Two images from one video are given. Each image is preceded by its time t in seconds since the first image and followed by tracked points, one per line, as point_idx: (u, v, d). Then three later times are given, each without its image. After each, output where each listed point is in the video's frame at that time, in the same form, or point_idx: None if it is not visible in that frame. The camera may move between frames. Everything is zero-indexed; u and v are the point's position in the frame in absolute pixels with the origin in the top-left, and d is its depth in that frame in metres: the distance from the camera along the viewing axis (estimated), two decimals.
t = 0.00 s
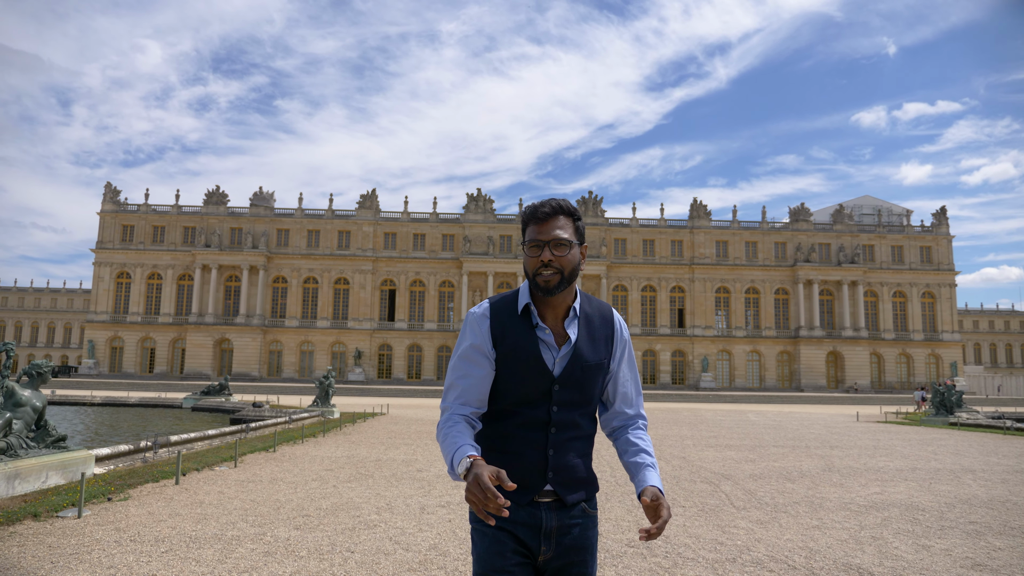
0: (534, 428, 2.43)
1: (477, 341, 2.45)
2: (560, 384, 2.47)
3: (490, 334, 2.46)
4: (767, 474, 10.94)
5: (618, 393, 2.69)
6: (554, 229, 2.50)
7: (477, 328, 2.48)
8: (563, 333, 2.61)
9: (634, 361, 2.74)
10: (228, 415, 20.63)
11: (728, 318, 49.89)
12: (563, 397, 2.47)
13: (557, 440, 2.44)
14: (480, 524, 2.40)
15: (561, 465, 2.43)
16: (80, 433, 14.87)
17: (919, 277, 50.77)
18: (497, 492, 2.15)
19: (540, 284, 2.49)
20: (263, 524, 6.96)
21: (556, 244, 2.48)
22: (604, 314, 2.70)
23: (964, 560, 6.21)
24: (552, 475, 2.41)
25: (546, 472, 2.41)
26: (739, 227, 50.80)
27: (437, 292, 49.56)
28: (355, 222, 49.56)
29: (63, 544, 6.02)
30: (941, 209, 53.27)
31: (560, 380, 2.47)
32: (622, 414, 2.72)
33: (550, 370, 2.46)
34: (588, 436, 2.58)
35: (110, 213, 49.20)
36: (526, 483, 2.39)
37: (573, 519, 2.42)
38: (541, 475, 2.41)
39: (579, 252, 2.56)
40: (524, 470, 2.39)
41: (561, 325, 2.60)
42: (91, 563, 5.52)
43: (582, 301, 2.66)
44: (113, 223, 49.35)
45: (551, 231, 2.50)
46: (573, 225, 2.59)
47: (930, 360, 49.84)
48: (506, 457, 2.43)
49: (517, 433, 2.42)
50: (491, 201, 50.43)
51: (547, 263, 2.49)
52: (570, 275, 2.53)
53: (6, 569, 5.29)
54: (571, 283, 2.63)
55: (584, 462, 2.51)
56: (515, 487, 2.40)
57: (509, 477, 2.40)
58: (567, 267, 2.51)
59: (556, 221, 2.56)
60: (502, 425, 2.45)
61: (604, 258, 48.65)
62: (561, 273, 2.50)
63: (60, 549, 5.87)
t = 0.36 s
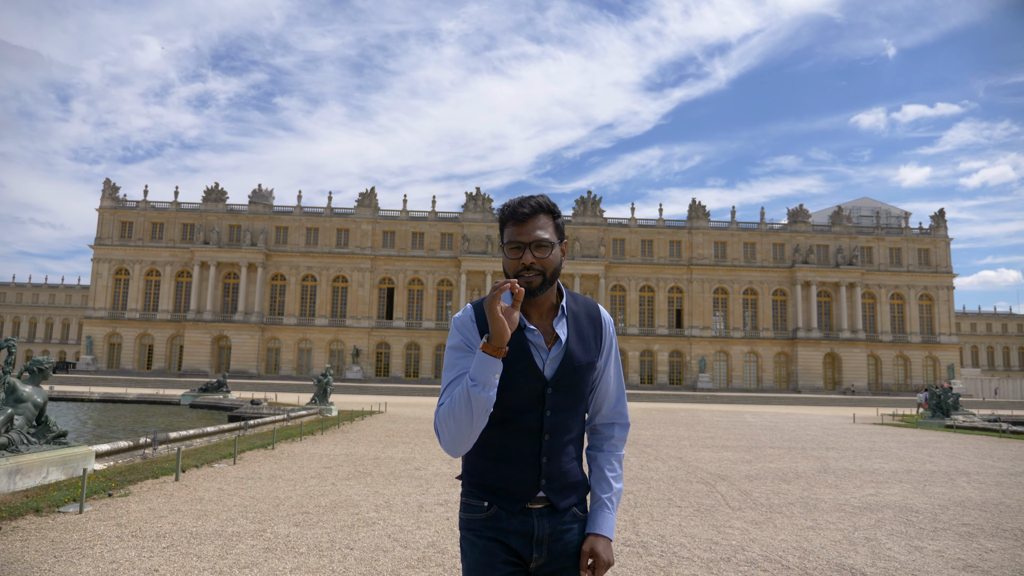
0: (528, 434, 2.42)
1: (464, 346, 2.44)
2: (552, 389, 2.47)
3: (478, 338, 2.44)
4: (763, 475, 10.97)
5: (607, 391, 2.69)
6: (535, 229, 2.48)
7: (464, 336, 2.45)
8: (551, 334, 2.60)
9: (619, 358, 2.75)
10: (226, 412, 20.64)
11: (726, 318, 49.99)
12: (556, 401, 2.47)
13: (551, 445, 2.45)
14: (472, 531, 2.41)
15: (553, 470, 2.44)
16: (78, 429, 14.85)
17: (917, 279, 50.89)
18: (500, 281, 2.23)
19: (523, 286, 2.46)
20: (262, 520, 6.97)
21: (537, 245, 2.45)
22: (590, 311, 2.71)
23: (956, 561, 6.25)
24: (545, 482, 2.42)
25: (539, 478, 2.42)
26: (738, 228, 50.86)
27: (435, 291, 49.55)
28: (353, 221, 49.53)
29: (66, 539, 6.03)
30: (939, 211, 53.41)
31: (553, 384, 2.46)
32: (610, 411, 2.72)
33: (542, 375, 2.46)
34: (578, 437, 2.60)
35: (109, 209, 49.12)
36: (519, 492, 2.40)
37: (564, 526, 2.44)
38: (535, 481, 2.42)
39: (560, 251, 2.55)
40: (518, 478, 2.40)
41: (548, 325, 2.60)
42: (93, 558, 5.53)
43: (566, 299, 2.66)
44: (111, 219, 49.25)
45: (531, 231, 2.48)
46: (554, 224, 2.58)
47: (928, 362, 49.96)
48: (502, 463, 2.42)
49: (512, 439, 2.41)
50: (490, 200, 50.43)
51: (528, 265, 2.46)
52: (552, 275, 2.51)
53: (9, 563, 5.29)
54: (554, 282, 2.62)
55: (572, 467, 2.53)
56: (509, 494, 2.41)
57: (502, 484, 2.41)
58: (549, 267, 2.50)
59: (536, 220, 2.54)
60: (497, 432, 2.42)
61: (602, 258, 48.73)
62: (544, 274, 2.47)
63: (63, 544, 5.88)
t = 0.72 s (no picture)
0: (512, 454, 2.30)
1: (447, 374, 2.24)
2: (538, 415, 2.31)
3: (462, 364, 2.25)
4: (762, 474, 10.99)
5: (595, 404, 2.56)
6: (523, 244, 2.32)
7: (447, 357, 2.29)
8: (536, 354, 2.43)
9: (609, 370, 2.61)
10: (227, 409, 20.70)
11: (726, 317, 50.00)
12: (541, 425, 2.32)
13: (536, 464, 2.34)
14: (453, 534, 2.33)
15: (536, 485, 2.35)
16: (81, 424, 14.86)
17: (918, 279, 50.87)
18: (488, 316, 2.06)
19: (507, 305, 2.28)
20: (265, 516, 6.99)
21: (525, 260, 2.29)
22: (577, 327, 2.55)
23: (952, 560, 6.26)
24: (528, 496, 2.33)
25: (522, 492, 2.33)
26: (739, 226, 50.85)
27: (436, 288, 49.55)
28: (354, 218, 49.56)
29: (71, 533, 6.05)
30: (940, 211, 53.38)
31: (538, 410, 2.30)
32: (598, 426, 2.59)
33: (528, 401, 2.29)
34: (562, 453, 2.49)
35: (110, 205, 49.17)
36: (502, 501, 2.32)
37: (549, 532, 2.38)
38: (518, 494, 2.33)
39: (549, 269, 2.39)
40: (501, 490, 2.31)
41: (533, 346, 2.43)
42: (98, 552, 5.56)
43: (552, 317, 2.50)
44: (113, 215, 49.33)
45: (519, 245, 2.32)
46: (542, 238, 2.42)
47: (928, 362, 49.98)
48: (485, 477, 2.31)
49: (495, 460, 2.28)
50: (490, 198, 50.44)
51: (514, 282, 2.30)
52: (539, 294, 2.35)
53: (16, 557, 5.33)
54: (541, 299, 2.45)
55: (558, 479, 2.45)
56: (490, 503, 2.33)
57: (485, 493, 2.32)
58: (537, 286, 2.33)
59: (524, 233, 2.39)
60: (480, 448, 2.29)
61: (603, 256, 48.80)
62: (530, 293, 2.31)
63: (68, 538, 5.91)
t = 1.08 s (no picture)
0: (504, 453, 2.29)
1: (440, 378, 2.24)
2: (529, 418, 2.29)
3: (455, 367, 2.25)
4: (764, 464, 11.01)
5: (591, 404, 2.52)
6: (519, 247, 2.27)
7: (441, 359, 2.27)
8: (529, 357, 2.40)
9: (606, 370, 2.56)
10: (231, 403, 20.79)
11: (730, 309, 49.94)
12: (532, 427, 2.30)
13: (527, 463, 2.33)
14: (446, 526, 2.36)
15: (528, 483, 2.34)
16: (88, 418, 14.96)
17: (922, 270, 50.71)
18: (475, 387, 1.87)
19: (503, 309, 2.26)
20: (271, 507, 7.06)
21: (521, 265, 2.26)
22: (574, 328, 2.49)
23: (951, 549, 6.29)
24: (519, 492, 2.33)
25: (513, 489, 2.33)
26: (742, 218, 50.69)
27: (439, 282, 49.57)
28: (357, 211, 49.59)
29: (82, 525, 6.11)
30: (945, 201, 53.12)
31: (529, 413, 2.28)
32: (590, 426, 2.55)
33: (518, 405, 2.27)
34: (555, 452, 2.47)
35: (114, 200, 49.25)
36: (495, 495, 2.33)
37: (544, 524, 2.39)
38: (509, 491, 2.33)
39: (545, 272, 2.34)
40: (494, 487, 2.31)
41: (526, 349, 2.40)
42: (108, 543, 5.62)
43: (547, 320, 2.44)
44: (116, 211, 49.43)
45: (515, 249, 2.28)
46: (539, 241, 2.37)
47: (932, 353, 49.90)
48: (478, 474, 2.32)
49: (487, 461, 2.28)
50: (493, 191, 50.37)
51: (510, 287, 2.26)
52: (535, 298, 2.31)
53: (27, 548, 5.39)
54: (537, 302, 2.41)
55: (552, 475, 2.44)
56: (483, 499, 2.35)
57: (477, 490, 2.33)
58: (533, 290, 2.29)
59: (521, 236, 2.34)
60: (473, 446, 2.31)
61: (606, 248, 48.77)
62: (526, 298, 2.27)
63: (79, 529, 5.98)
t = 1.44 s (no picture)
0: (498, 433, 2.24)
1: (433, 362, 2.20)
2: (523, 400, 2.25)
3: (450, 352, 2.22)
4: (767, 447, 11.05)
5: (584, 385, 2.48)
6: (516, 234, 2.23)
7: (435, 344, 2.23)
8: (523, 341, 2.36)
9: (599, 352, 2.53)
10: (239, 386, 21.00)
11: (736, 293, 49.80)
12: (527, 409, 2.27)
13: (521, 442, 2.28)
14: (442, 505, 2.31)
15: (522, 463, 2.29)
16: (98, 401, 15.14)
17: (930, 253, 50.38)
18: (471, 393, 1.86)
19: (498, 296, 2.21)
20: (278, 488, 7.15)
21: (517, 251, 2.21)
22: (568, 311, 2.45)
23: (951, 529, 6.32)
24: (514, 472, 2.28)
25: (507, 469, 2.28)
26: (749, 201, 50.34)
27: (445, 265, 49.60)
28: (362, 195, 49.54)
29: (92, 505, 6.22)
30: (954, 184, 52.59)
31: (523, 395, 2.24)
32: (583, 407, 2.52)
33: (511, 388, 2.24)
34: (549, 433, 2.42)
35: (120, 184, 49.35)
36: (490, 475, 2.28)
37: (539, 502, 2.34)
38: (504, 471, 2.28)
39: (541, 258, 2.30)
40: (490, 465, 2.26)
41: (520, 333, 2.36)
42: (119, 522, 5.72)
43: (542, 303, 2.40)
44: (123, 195, 49.51)
45: (512, 235, 2.23)
46: (535, 227, 2.32)
47: (939, 337, 49.73)
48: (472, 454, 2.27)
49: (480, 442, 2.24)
50: (498, 174, 50.16)
51: (506, 273, 2.22)
52: (531, 283, 2.26)
53: (40, 527, 5.49)
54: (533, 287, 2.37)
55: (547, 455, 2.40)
56: (479, 477, 2.30)
57: (471, 469, 2.28)
58: (528, 276, 2.25)
59: (518, 222, 2.29)
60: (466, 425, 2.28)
61: (611, 232, 48.62)
62: (522, 284, 2.22)
63: (89, 509, 6.08)
